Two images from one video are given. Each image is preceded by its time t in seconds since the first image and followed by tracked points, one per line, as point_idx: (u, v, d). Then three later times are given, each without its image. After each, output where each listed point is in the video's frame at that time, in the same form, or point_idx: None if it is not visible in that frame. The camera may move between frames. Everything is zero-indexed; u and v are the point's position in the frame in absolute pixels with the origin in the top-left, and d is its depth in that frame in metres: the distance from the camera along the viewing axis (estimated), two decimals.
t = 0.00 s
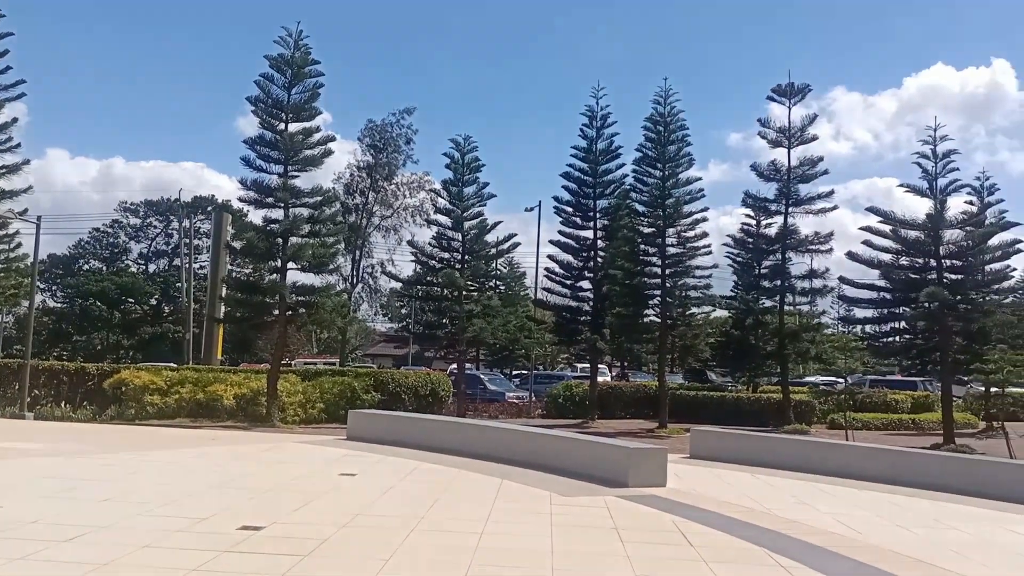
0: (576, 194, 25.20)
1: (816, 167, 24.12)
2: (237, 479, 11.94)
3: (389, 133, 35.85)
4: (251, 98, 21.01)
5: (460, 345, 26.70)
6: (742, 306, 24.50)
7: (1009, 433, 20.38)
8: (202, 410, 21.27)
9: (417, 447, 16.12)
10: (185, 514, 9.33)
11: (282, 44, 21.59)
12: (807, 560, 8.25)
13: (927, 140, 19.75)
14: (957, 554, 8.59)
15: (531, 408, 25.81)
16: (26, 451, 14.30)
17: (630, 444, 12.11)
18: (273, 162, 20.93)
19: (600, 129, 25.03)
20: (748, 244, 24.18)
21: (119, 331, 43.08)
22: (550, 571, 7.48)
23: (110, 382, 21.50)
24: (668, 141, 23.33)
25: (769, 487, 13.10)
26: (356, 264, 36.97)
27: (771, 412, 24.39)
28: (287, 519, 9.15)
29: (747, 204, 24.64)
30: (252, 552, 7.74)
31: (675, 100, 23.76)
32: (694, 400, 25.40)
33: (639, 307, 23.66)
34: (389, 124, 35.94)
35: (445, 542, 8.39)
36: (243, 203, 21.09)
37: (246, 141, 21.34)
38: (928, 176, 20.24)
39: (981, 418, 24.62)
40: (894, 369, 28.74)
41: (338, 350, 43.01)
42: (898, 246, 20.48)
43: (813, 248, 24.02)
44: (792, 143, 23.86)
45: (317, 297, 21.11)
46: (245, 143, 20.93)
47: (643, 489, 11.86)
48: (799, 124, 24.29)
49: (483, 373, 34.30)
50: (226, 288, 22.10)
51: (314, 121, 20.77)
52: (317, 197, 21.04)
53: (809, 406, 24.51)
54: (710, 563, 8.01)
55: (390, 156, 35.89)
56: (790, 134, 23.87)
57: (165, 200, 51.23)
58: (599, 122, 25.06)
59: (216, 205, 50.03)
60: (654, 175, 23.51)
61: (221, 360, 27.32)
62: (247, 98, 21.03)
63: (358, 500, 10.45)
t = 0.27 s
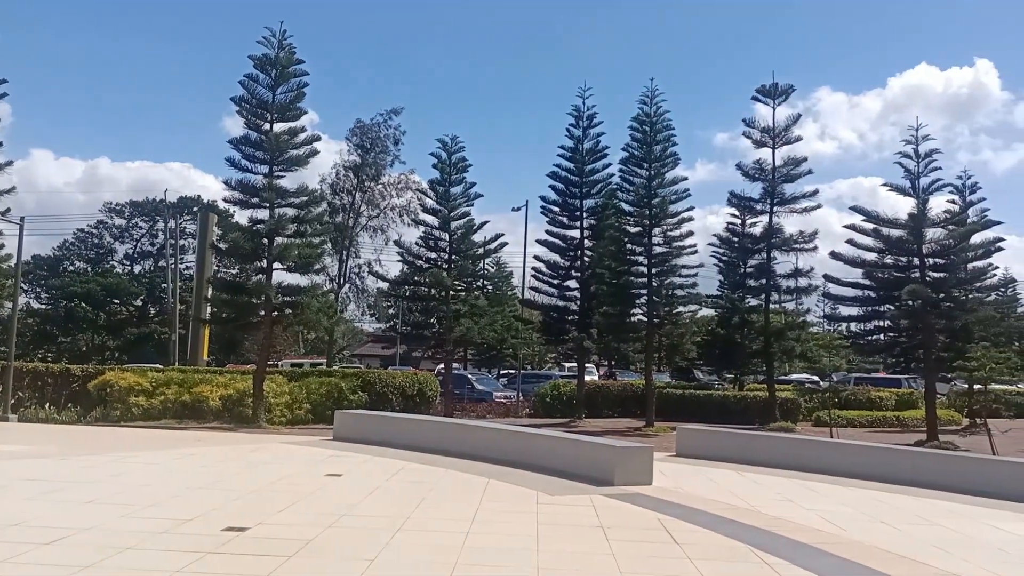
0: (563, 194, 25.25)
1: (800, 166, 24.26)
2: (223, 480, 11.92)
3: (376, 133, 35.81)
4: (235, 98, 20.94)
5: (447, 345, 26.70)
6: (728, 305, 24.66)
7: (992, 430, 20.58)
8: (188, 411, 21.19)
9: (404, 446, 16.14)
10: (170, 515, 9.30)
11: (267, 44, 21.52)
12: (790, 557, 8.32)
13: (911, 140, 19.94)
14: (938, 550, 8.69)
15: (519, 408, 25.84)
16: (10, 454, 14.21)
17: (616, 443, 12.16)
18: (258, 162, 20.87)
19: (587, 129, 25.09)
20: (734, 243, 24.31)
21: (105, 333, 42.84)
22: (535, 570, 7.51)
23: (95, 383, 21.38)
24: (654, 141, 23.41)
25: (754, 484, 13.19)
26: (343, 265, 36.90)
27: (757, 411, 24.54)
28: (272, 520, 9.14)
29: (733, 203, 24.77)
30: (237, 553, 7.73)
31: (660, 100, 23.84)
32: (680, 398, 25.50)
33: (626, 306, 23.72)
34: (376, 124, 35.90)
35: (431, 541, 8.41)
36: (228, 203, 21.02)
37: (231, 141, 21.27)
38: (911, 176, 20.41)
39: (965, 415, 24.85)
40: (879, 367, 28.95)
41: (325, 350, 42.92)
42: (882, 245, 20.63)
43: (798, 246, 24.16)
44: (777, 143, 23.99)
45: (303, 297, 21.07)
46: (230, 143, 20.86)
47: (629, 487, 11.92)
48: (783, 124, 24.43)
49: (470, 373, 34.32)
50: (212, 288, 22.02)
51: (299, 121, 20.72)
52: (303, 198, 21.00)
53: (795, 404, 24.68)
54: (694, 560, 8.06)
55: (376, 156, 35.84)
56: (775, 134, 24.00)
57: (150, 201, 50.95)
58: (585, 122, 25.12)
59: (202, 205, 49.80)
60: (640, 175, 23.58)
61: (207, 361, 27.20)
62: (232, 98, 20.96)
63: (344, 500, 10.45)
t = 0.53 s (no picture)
0: (555, 194, 25.24)
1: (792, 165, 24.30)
2: (215, 481, 11.87)
3: (368, 134, 35.75)
4: (226, 99, 20.86)
5: (440, 345, 26.66)
6: (721, 304, 24.69)
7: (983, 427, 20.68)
8: (180, 413, 21.12)
9: (396, 447, 16.11)
10: (162, 517, 9.26)
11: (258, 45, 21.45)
12: (784, 555, 8.32)
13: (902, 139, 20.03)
14: (930, 547, 8.72)
15: (512, 408, 25.83)
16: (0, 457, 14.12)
17: (609, 443, 12.16)
18: (250, 163, 20.81)
19: (578, 129, 25.09)
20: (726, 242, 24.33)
21: (96, 335, 42.71)
22: (528, 569, 7.52)
23: (86, 386, 21.26)
24: (646, 140, 23.41)
25: (747, 483, 13.20)
26: (335, 265, 36.82)
27: (750, 409, 24.58)
28: (265, 521, 9.12)
29: (724, 202, 24.81)
30: (229, 555, 7.70)
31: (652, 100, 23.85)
32: (674, 397, 25.53)
33: (618, 306, 23.73)
34: (368, 124, 35.83)
35: (424, 542, 8.39)
36: (219, 204, 20.94)
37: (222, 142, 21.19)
38: (902, 174, 20.47)
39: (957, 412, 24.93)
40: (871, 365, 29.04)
41: (318, 351, 42.84)
42: (874, 243, 20.67)
43: (790, 245, 24.20)
44: (768, 142, 24.03)
45: (295, 298, 21.01)
46: (220, 144, 20.79)
47: (622, 487, 11.92)
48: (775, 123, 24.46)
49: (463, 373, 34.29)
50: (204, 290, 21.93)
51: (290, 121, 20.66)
52: (295, 199, 20.94)
53: (788, 403, 24.73)
54: (688, 559, 8.07)
55: (368, 157, 35.78)
56: (766, 133, 24.04)
57: (141, 202, 50.75)
58: (577, 122, 25.11)
59: (193, 206, 49.62)
60: (632, 174, 23.59)
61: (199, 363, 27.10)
62: (222, 99, 20.89)
63: (337, 501, 10.42)
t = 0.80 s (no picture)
0: (548, 193, 25.21)
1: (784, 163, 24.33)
2: (208, 484, 11.80)
3: (360, 134, 35.70)
4: (218, 100, 20.78)
5: (433, 346, 26.60)
6: (714, 302, 24.70)
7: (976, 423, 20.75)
8: (173, 415, 21.03)
9: (391, 448, 16.06)
10: (154, 520, 9.19)
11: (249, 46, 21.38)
12: (780, 553, 8.31)
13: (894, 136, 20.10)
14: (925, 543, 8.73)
15: (506, 408, 25.80)
16: None
17: (603, 442, 12.14)
18: (242, 164, 20.74)
19: (571, 128, 25.07)
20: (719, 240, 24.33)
21: (88, 337, 42.72)
22: (524, 568, 7.50)
23: (78, 389, 21.14)
24: (638, 139, 23.42)
25: (741, 481, 13.20)
26: (328, 266, 36.75)
27: (743, 407, 24.61)
28: (259, 523, 9.07)
29: (717, 200, 24.81)
30: (223, 557, 7.64)
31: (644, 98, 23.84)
32: (668, 396, 25.53)
33: (612, 304, 23.72)
34: (359, 125, 35.77)
35: (419, 542, 8.34)
36: (211, 206, 20.86)
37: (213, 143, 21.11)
38: (894, 171, 20.52)
39: (950, 409, 25.01)
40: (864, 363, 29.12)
41: (311, 352, 42.74)
42: (867, 241, 20.70)
43: (783, 243, 24.23)
44: (761, 140, 24.07)
45: (288, 299, 20.95)
46: (212, 145, 20.71)
47: (617, 486, 11.90)
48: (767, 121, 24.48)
49: (457, 373, 34.26)
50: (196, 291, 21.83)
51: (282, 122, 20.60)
52: (287, 199, 20.88)
53: (781, 401, 24.78)
54: (684, 558, 8.04)
55: (360, 157, 35.72)
56: (759, 131, 24.07)
57: (132, 203, 50.54)
58: (569, 121, 25.09)
59: (185, 208, 49.48)
60: (625, 173, 23.59)
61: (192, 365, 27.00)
62: (214, 101, 20.81)
63: (331, 502, 10.37)
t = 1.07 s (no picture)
0: (539, 192, 25.26)
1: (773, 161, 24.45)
2: (202, 484, 11.84)
3: (351, 134, 35.70)
4: (208, 100, 20.75)
5: (425, 345, 26.64)
6: (705, 299, 24.81)
7: (965, 418, 20.92)
8: (165, 416, 21.02)
9: (384, 447, 16.11)
10: (149, 520, 9.24)
11: (240, 46, 21.37)
12: (769, 548, 8.42)
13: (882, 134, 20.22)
14: (913, 538, 8.86)
15: (498, 407, 25.86)
16: None
17: (595, 439, 12.22)
18: (233, 164, 20.72)
19: (562, 126, 25.14)
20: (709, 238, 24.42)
21: (79, 338, 42.64)
22: (517, 566, 7.58)
23: (69, 390, 21.11)
24: (629, 137, 23.50)
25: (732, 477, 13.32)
26: (319, 266, 36.74)
27: (734, 404, 24.73)
28: (253, 523, 9.12)
29: (708, 198, 24.92)
30: (217, 557, 7.70)
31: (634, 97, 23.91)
32: (659, 393, 25.65)
33: (603, 302, 23.82)
34: (350, 124, 35.78)
35: (413, 541, 8.42)
36: (202, 206, 20.85)
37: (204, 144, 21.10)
38: (883, 169, 20.65)
39: (939, 405, 25.18)
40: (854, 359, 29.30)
41: (303, 351, 42.72)
42: (856, 238, 20.82)
43: (773, 241, 24.35)
44: (750, 138, 24.20)
45: (279, 299, 20.97)
46: (203, 145, 20.69)
47: (609, 483, 12.00)
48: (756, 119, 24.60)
49: (449, 372, 34.30)
50: (187, 292, 21.81)
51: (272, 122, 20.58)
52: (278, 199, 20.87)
53: (772, 397, 24.92)
54: (675, 553, 8.15)
55: (351, 157, 35.72)
56: (749, 129, 24.18)
57: (122, 204, 50.38)
58: (560, 120, 25.16)
59: (175, 208, 49.32)
60: (615, 172, 23.67)
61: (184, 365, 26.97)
62: (204, 101, 20.78)
63: (325, 502, 10.43)
